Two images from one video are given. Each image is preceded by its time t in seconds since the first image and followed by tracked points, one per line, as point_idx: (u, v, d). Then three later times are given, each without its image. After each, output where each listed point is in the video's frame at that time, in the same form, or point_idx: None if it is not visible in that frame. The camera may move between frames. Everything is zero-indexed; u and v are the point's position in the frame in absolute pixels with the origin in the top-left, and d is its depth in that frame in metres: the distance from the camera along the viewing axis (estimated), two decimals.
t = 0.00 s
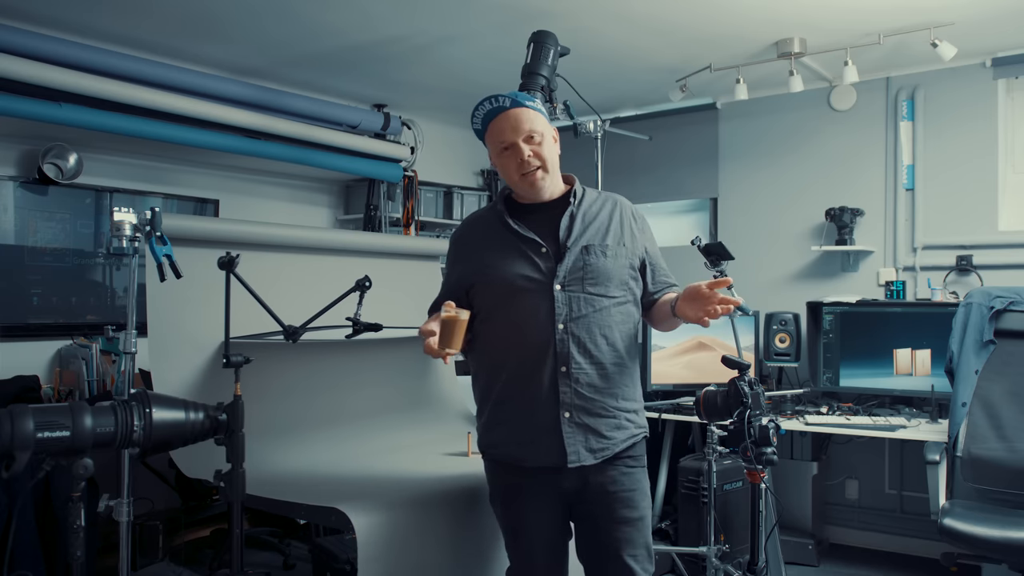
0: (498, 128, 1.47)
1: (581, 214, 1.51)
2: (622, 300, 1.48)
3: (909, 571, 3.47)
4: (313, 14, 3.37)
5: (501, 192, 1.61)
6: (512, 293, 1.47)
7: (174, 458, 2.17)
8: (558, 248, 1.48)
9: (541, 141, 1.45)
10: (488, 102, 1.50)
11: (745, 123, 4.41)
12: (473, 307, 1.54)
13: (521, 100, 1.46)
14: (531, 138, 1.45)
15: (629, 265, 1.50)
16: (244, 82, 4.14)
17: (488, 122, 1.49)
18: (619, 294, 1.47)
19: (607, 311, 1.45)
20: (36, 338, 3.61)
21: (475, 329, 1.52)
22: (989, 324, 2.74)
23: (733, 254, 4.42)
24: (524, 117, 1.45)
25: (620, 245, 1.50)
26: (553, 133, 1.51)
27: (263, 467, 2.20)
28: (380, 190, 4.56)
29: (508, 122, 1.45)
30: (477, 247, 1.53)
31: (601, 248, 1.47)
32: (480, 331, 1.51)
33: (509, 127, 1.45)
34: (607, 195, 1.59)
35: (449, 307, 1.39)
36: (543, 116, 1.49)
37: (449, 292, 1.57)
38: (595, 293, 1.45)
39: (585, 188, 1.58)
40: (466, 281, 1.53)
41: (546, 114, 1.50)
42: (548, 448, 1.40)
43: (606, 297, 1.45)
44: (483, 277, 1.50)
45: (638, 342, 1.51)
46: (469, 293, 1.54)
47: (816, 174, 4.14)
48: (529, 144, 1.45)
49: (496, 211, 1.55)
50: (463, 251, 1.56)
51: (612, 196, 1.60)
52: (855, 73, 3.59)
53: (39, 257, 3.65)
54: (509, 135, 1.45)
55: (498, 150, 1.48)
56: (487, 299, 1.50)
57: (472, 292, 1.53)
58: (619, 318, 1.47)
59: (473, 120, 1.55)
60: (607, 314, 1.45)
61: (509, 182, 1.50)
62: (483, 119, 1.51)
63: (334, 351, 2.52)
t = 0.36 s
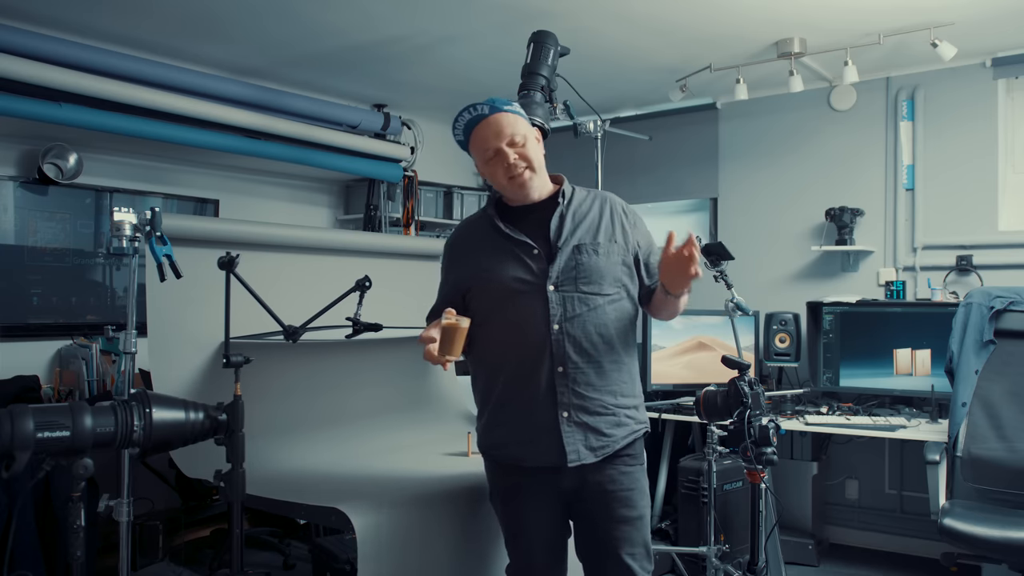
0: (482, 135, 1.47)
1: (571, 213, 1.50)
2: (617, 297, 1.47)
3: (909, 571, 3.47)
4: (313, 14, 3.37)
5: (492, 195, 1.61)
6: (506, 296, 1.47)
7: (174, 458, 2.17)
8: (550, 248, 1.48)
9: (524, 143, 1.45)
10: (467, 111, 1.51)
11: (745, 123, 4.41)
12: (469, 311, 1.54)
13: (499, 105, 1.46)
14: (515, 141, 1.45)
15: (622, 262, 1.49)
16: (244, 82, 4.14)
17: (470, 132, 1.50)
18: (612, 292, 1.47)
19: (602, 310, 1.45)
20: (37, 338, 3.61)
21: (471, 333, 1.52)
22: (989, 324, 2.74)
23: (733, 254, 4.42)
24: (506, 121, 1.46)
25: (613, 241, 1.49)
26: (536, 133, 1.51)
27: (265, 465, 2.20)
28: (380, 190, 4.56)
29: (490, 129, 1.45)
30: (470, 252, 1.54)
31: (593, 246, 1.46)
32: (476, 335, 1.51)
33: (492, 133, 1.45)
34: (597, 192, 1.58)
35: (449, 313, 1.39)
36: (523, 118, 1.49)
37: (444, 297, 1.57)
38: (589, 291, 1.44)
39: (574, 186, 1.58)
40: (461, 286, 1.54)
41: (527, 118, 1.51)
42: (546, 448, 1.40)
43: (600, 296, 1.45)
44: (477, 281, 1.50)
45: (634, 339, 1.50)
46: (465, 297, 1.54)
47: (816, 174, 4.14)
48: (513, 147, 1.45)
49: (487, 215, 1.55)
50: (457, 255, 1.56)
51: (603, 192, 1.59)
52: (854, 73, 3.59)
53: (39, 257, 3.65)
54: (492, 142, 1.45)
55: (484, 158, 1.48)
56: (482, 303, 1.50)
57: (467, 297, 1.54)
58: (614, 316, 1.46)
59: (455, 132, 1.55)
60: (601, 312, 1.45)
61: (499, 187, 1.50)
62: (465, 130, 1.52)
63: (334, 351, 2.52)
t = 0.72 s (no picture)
0: (456, 149, 1.47)
1: (555, 212, 1.49)
2: (608, 292, 1.45)
3: (909, 571, 3.47)
4: (313, 14, 3.37)
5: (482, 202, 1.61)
6: (499, 301, 1.48)
7: (174, 458, 2.17)
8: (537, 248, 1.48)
9: (498, 150, 1.45)
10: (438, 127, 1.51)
11: (745, 123, 4.41)
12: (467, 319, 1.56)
13: (466, 117, 1.46)
14: (488, 149, 1.45)
15: (612, 254, 1.47)
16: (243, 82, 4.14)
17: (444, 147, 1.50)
18: (603, 286, 1.44)
19: (593, 306, 1.44)
20: (37, 338, 3.61)
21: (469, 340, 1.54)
22: (989, 323, 2.74)
23: (733, 254, 4.42)
24: (478, 131, 1.45)
25: (601, 235, 1.47)
26: (509, 137, 1.51)
27: (266, 467, 2.20)
28: (380, 190, 4.56)
29: (461, 142, 1.46)
30: (461, 261, 1.55)
31: (578, 242, 1.44)
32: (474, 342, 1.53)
33: (466, 145, 1.45)
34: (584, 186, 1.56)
35: (455, 324, 1.40)
36: (492, 124, 1.49)
37: (444, 308, 1.60)
38: (578, 289, 1.43)
39: (560, 183, 1.56)
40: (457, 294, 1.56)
41: (497, 123, 1.50)
42: (546, 449, 1.41)
43: (591, 292, 1.44)
44: (470, 288, 1.52)
45: (631, 332, 1.48)
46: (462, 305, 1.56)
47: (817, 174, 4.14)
48: (488, 156, 1.45)
49: (474, 224, 1.56)
50: (450, 266, 1.58)
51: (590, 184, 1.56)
52: (854, 73, 3.59)
53: (40, 257, 3.65)
54: (466, 154, 1.45)
55: (462, 172, 1.48)
56: (477, 310, 1.52)
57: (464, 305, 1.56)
58: (607, 312, 1.44)
59: (430, 150, 1.57)
60: (592, 309, 1.43)
61: (482, 198, 1.50)
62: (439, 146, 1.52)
63: (334, 350, 2.51)
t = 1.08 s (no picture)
0: (449, 151, 1.47)
1: (546, 214, 1.49)
2: (600, 292, 1.44)
3: (909, 571, 3.47)
4: (313, 14, 3.37)
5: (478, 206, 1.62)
6: (493, 304, 1.49)
7: (174, 458, 2.17)
8: (529, 251, 1.48)
9: (490, 153, 1.45)
10: (433, 128, 1.53)
11: (745, 123, 4.41)
12: (465, 323, 1.58)
13: (460, 120, 1.48)
14: (481, 151, 1.45)
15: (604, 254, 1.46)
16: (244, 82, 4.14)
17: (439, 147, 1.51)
18: (595, 287, 1.44)
19: (586, 307, 1.43)
20: (37, 338, 3.61)
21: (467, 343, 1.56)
22: (989, 323, 2.74)
23: (733, 254, 4.43)
24: (470, 132, 1.46)
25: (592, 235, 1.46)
26: (502, 141, 1.52)
27: (264, 467, 2.21)
28: (380, 190, 4.56)
29: (454, 144, 1.46)
30: (457, 266, 1.57)
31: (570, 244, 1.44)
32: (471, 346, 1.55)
33: (458, 146, 1.45)
34: (577, 184, 1.55)
35: (455, 334, 1.42)
36: (486, 128, 1.50)
37: (444, 314, 1.62)
38: (569, 290, 1.43)
39: (553, 183, 1.55)
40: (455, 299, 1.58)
41: (491, 127, 1.52)
42: (540, 453, 1.42)
43: (583, 293, 1.43)
44: (467, 293, 1.53)
45: (627, 332, 1.47)
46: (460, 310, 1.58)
47: (817, 174, 4.14)
48: (481, 158, 1.45)
49: (469, 229, 1.57)
50: (447, 271, 1.60)
51: (583, 182, 1.55)
52: (855, 73, 3.59)
53: (40, 257, 3.66)
54: (460, 155, 1.45)
55: (455, 173, 1.48)
56: (474, 314, 1.53)
57: (461, 310, 1.57)
58: (600, 313, 1.44)
59: (424, 151, 1.59)
60: (584, 310, 1.43)
61: (475, 200, 1.50)
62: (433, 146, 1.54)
63: (334, 350, 2.51)
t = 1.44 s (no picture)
0: (465, 128, 1.48)
1: (549, 212, 1.49)
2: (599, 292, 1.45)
3: (909, 571, 3.47)
4: (312, 14, 3.37)
5: (477, 201, 1.61)
6: (490, 299, 1.49)
7: (174, 458, 2.17)
8: (529, 248, 1.48)
9: (506, 138, 1.46)
10: (453, 104, 1.53)
11: (745, 123, 4.41)
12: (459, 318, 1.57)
13: (484, 101, 1.49)
14: (497, 134, 1.46)
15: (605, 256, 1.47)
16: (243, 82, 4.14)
17: (454, 124, 1.51)
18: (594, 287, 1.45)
19: (584, 306, 1.44)
20: (37, 338, 3.61)
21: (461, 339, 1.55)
22: (989, 323, 2.74)
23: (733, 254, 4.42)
24: (490, 115, 1.47)
25: (594, 236, 1.47)
26: (518, 133, 1.53)
27: (262, 468, 2.21)
28: (380, 190, 4.55)
29: (472, 122, 1.47)
30: (454, 260, 1.56)
31: (572, 243, 1.45)
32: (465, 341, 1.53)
33: (476, 125, 1.46)
34: (579, 188, 1.56)
35: (455, 325, 1.42)
36: (506, 116, 1.51)
37: (437, 308, 1.60)
38: (569, 288, 1.43)
39: (556, 184, 1.56)
40: (450, 293, 1.56)
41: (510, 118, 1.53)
42: (534, 449, 1.41)
43: (581, 292, 1.44)
44: (462, 287, 1.52)
45: (623, 334, 1.48)
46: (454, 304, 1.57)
47: (816, 174, 4.14)
48: (496, 140, 1.46)
49: (467, 223, 1.57)
50: (443, 265, 1.58)
51: (586, 186, 1.56)
52: (854, 73, 3.59)
53: (40, 257, 3.65)
54: (475, 134, 1.46)
55: (466, 151, 1.48)
56: (469, 308, 1.52)
57: (456, 305, 1.56)
58: (598, 313, 1.45)
59: (440, 125, 1.57)
60: (583, 309, 1.44)
61: (480, 181, 1.50)
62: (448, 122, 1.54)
63: (334, 349, 2.50)
